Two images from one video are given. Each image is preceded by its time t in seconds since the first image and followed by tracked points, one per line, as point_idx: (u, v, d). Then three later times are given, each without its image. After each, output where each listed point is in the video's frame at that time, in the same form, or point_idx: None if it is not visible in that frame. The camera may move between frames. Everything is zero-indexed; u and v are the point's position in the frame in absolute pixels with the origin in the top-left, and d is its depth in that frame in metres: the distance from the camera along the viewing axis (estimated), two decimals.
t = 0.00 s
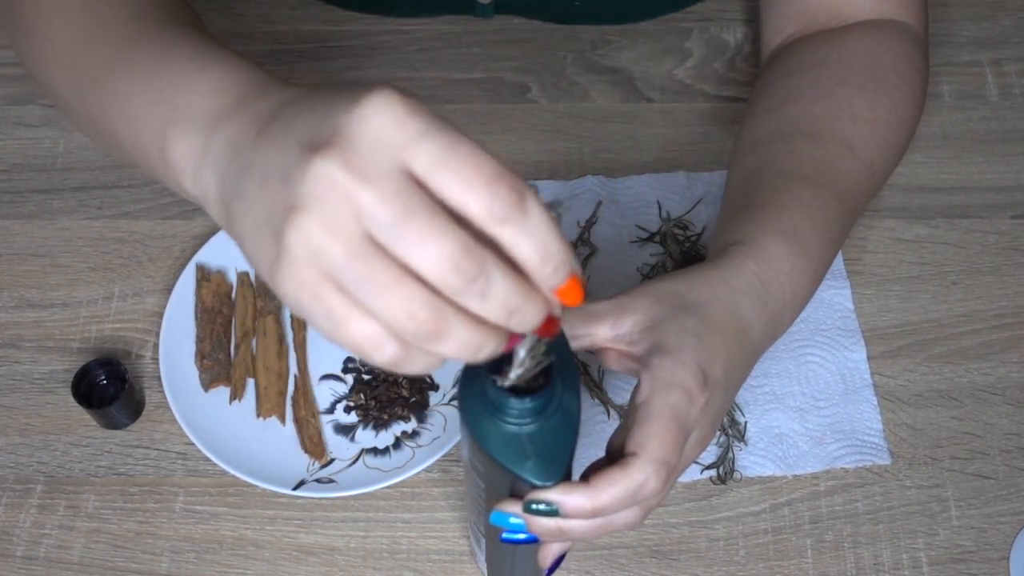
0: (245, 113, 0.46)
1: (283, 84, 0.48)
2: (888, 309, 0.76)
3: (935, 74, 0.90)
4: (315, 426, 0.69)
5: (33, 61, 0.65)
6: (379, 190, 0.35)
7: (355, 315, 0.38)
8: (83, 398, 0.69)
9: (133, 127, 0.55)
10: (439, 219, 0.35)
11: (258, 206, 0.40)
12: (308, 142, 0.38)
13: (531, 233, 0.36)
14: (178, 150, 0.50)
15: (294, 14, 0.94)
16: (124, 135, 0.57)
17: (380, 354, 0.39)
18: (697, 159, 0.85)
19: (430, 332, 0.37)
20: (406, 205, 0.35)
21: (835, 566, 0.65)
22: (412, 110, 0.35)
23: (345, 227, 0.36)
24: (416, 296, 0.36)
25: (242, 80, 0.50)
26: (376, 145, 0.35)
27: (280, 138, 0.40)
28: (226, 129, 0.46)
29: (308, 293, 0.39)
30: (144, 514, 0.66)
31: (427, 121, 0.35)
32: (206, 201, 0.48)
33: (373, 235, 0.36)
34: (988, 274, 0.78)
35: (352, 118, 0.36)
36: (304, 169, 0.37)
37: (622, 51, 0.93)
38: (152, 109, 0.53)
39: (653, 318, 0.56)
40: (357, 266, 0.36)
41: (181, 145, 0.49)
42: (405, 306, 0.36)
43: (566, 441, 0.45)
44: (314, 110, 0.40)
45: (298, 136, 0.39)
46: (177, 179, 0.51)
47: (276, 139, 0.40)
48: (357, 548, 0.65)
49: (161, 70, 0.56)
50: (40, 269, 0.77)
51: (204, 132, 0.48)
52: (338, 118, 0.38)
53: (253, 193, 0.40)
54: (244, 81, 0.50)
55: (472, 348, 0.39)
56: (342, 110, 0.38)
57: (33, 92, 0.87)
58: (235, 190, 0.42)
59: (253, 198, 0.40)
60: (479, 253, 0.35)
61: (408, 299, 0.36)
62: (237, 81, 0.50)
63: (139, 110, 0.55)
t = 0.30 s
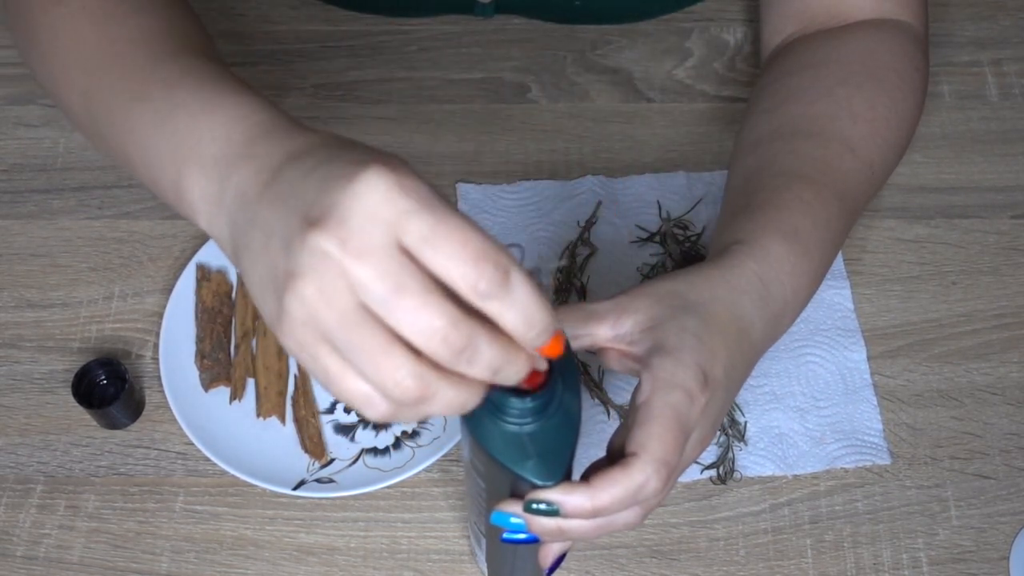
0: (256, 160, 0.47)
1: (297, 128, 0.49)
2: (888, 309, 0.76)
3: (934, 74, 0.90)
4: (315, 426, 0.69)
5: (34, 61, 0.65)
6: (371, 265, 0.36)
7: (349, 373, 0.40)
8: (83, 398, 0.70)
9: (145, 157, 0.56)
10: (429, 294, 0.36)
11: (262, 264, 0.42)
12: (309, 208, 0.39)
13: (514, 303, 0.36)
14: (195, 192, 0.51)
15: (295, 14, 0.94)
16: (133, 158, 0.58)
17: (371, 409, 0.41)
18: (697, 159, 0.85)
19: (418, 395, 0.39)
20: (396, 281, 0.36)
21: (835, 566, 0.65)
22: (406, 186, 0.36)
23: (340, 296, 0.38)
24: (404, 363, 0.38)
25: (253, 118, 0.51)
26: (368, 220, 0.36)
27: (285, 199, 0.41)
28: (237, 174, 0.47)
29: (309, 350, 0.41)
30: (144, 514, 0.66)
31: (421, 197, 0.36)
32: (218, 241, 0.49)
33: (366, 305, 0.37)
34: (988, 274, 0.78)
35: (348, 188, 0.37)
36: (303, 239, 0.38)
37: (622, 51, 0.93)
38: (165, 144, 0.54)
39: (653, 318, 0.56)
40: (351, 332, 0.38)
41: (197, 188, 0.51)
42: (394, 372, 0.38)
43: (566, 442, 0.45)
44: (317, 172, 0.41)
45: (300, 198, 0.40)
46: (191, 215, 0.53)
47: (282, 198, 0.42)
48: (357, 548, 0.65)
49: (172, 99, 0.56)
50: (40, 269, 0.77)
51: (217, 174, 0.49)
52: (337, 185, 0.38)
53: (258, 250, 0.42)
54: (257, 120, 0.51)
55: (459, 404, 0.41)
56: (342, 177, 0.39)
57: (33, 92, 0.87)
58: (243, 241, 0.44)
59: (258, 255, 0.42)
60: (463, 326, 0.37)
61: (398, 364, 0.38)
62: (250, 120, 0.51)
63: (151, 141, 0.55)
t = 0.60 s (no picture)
0: (245, 151, 0.47)
1: (287, 121, 0.49)
2: (888, 309, 0.76)
3: (935, 74, 0.90)
4: (315, 426, 0.69)
5: (28, 62, 0.65)
6: (379, 253, 0.36)
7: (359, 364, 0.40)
8: (83, 398, 0.69)
9: (131, 150, 0.56)
10: (435, 276, 0.36)
11: (267, 258, 0.42)
12: (311, 199, 0.39)
13: (538, 272, 0.35)
14: (178, 183, 0.51)
15: (294, 14, 0.94)
16: (120, 154, 0.58)
17: (381, 400, 0.41)
18: (697, 159, 0.85)
19: (428, 382, 0.39)
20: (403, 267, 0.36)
21: (835, 566, 0.65)
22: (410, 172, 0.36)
23: (348, 284, 0.38)
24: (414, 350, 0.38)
25: (240, 111, 0.51)
26: (374, 208, 0.36)
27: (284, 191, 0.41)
28: (225, 164, 0.47)
29: (317, 343, 0.41)
30: (144, 514, 0.66)
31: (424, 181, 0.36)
32: (205, 230, 0.49)
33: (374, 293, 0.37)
34: (988, 274, 0.78)
35: (353, 179, 0.38)
36: (309, 231, 0.38)
37: (622, 51, 0.93)
38: (149, 135, 0.54)
39: (654, 318, 0.56)
40: (359, 321, 0.38)
41: (181, 178, 0.50)
42: (404, 360, 0.38)
43: (567, 441, 0.45)
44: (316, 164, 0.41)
45: (301, 190, 0.40)
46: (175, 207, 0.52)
47: (280, 190, 0.42)
48: (357, 548, 0.65)
49: (158, 94, 0.56)
50: (40, 269, 0.77)
51: (202, 166, 0.49)
52: (340, 176, 0.39)
53: (259, 244, 0.42)
54: (244, 115, 0.51)
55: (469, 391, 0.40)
56: (344, 168, 0.39)
57: (33, 92, 0.87)
58: (240, 233, 0.44)
59: (261, 249, 0.42)
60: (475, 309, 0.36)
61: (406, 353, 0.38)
62: (237, 113, 0.51)
63: (137, 135, 0.55)
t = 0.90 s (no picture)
0: (241, 154, 0.47)
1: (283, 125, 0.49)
2: (888, 309, 0.76)
3: (935, 74, 0.90)
4: (315, 426, 0.69)
5: (28, 66, 0.65)
6: (368, 229, 0.37)
7: (349, 347, 0.40)
8: (83, 398, 0.69)
9: (136, 159, 0.56)
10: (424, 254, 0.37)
11: (255, 247, 0.42)
12: (300, 185, 0.40)
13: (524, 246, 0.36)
14: (182, 193, 0.51)
15: (294, 14, 0.94)
16: (123, 158, 0.58)
17: (371, 384, 0.41)
18: (697, 159, 0.85)
19: (421, 362, 0.39)
20: (393, 243, 0.36)
21: (835, 566, 0.65)
22: (397, 149, 0.37)
23: (337, 264, 0.38)
24: (406, 328, 0.38)
25: (238, 117, 0.51)
26: (362, 185, 0.37)
27: (274, 181, 0.42)
28: (224, 170, 0.47)
29: (306, 329, 0.41)
30: (144, 514, 0.66)
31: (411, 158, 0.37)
32: (204, 236, 0.49)
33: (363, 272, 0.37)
34: (989, 274, 0.78)
35: (340, 160, 0.38)
36: (297, 212, 0.38)
37: (622, 51, 0.93)
38: (153, 144, 0.54)
39: (654, 318, 0.56)
40: (350, 301, 0.38)
41: (184, 187, 0.50)
42: (396, 338, 0.38)
43: (566, 440, 0.45)
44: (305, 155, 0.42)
45: (290, 178, 0.41)
46: (179, 216, 0.52)
47: (272, 181, 0.42)
48: (357, 548, 0.65)
49: (161, 101, 0.56)
50: (40, 269, 0.77)
51: (203, 174, 0.49)
52: (332, 160, 0.39)
53: (250, 236, 0.42)
54: (241, 121, 0.51)
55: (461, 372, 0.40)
56: (332, 152, 0.40)
57: (32, 92, 0.87)
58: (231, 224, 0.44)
59: (250, 240, 0.42)
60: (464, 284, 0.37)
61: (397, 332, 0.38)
62: (236, 120, 0.51)
63: (137, 137, 0.55)
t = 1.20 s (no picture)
0: (243, 147, 0.47)
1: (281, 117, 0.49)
2: (888, 309, 0.76)
3: (935, 74, 0.90)
4: (315, 426, 0.69)
5: (27, 64, 0.65)
6: (370, 251, 0.36)
7: (345, 356, 0.40)
8: (83, 398, 0.69)
9: (136, 152, 0.56)
10: (424, 281, 0.36)
11: (254, 247, 0.42)
12: (301, 190, 0.39)
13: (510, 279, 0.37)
14: (183, 185, 0.51)
15: (294, 14, 0.94)
16: (122, 149, 0.57)
17: (368, 395, 0.41)
18: (697, 158, 0.85)
19: (418, 379, 0.39)
20: (393, 269, 0.36)
21: (835, 566, 0.65)
22: (405, 171, 0.36)
23: (336, 279, 0.38)
24: (404, 347, 0.38)
25: (239, 109, 0.51)
26: (365, 206, 0.36)
27: (275, 182, 0.41)
28: (224, 164, 0.47)
29: (303, 337, 0.41)
30: (144, 514, 0.66)
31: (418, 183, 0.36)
32: (206, 231, 0.49)
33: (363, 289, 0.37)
34: (989, 274, 0.78)
35: (343, 172, 0.37)
36: (297, 223, 0.38)
37: (622, 51, 0.93)
38: (153, 136, 0.54)
39: (654, 318, 0.56)
40: (347, 317, 0.38)
41: (185, 180, 0.50)
42: (394, 357, 0.38)
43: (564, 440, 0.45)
44: (307, 155, 0.41)
45: (291, 181, 0.40)
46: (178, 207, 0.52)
47: (273, 182, 0.42)
48: (357, 548, 0.65)
49: (161, 93, 0.55)
50: (40, 269, 0.77)
51: (204, 166, 0.49)
52: (334, 168, 0.38)
53: (249, 233, 0.42)
54: (242, 112, 0.50)
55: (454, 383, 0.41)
56: (336, 159, 0.39)
57: (32, 92, 0.87)
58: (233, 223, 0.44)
59: (250, 238, 0.42)
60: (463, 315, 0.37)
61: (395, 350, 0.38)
62: (237, 112, 0.51)
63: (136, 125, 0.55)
